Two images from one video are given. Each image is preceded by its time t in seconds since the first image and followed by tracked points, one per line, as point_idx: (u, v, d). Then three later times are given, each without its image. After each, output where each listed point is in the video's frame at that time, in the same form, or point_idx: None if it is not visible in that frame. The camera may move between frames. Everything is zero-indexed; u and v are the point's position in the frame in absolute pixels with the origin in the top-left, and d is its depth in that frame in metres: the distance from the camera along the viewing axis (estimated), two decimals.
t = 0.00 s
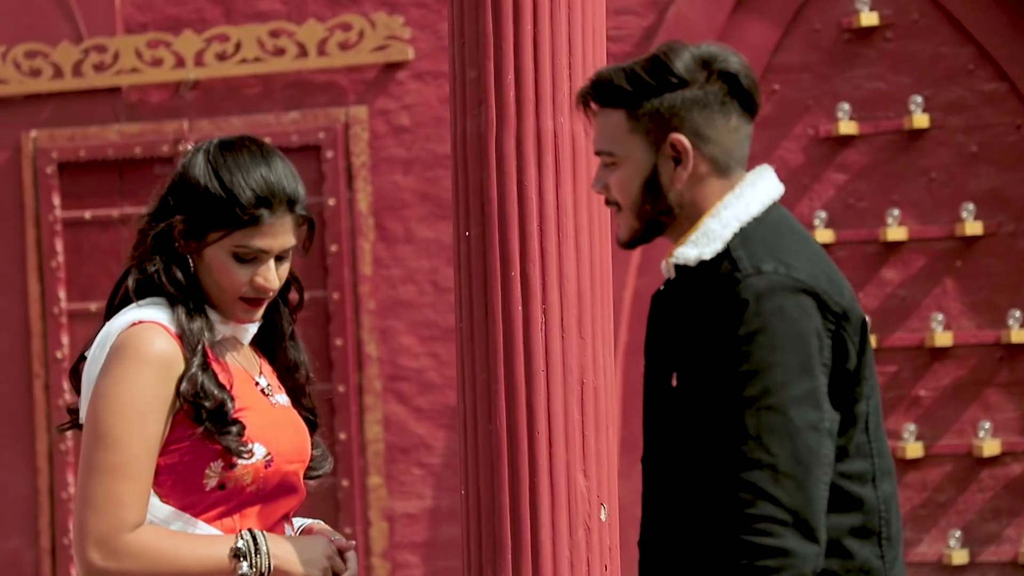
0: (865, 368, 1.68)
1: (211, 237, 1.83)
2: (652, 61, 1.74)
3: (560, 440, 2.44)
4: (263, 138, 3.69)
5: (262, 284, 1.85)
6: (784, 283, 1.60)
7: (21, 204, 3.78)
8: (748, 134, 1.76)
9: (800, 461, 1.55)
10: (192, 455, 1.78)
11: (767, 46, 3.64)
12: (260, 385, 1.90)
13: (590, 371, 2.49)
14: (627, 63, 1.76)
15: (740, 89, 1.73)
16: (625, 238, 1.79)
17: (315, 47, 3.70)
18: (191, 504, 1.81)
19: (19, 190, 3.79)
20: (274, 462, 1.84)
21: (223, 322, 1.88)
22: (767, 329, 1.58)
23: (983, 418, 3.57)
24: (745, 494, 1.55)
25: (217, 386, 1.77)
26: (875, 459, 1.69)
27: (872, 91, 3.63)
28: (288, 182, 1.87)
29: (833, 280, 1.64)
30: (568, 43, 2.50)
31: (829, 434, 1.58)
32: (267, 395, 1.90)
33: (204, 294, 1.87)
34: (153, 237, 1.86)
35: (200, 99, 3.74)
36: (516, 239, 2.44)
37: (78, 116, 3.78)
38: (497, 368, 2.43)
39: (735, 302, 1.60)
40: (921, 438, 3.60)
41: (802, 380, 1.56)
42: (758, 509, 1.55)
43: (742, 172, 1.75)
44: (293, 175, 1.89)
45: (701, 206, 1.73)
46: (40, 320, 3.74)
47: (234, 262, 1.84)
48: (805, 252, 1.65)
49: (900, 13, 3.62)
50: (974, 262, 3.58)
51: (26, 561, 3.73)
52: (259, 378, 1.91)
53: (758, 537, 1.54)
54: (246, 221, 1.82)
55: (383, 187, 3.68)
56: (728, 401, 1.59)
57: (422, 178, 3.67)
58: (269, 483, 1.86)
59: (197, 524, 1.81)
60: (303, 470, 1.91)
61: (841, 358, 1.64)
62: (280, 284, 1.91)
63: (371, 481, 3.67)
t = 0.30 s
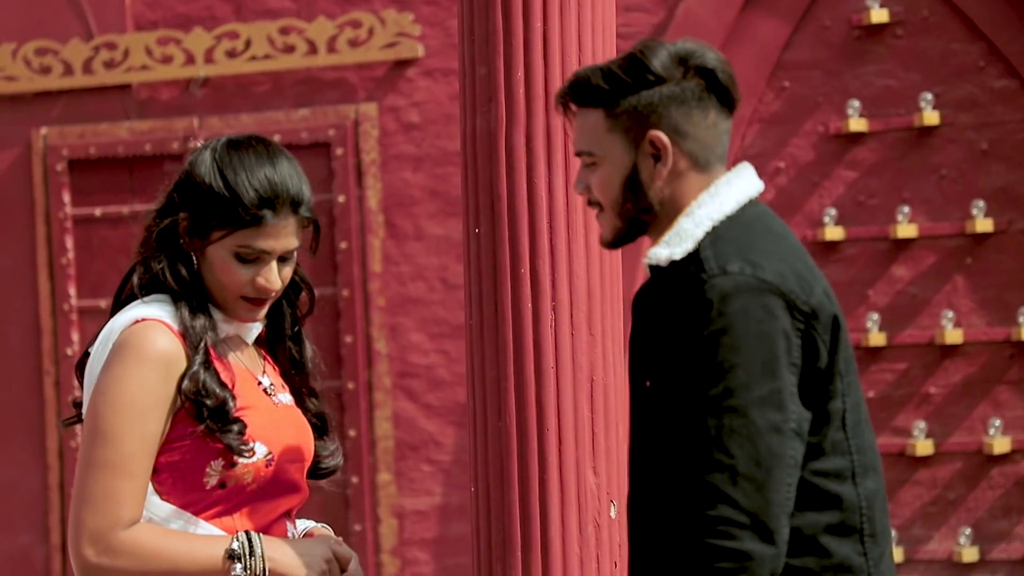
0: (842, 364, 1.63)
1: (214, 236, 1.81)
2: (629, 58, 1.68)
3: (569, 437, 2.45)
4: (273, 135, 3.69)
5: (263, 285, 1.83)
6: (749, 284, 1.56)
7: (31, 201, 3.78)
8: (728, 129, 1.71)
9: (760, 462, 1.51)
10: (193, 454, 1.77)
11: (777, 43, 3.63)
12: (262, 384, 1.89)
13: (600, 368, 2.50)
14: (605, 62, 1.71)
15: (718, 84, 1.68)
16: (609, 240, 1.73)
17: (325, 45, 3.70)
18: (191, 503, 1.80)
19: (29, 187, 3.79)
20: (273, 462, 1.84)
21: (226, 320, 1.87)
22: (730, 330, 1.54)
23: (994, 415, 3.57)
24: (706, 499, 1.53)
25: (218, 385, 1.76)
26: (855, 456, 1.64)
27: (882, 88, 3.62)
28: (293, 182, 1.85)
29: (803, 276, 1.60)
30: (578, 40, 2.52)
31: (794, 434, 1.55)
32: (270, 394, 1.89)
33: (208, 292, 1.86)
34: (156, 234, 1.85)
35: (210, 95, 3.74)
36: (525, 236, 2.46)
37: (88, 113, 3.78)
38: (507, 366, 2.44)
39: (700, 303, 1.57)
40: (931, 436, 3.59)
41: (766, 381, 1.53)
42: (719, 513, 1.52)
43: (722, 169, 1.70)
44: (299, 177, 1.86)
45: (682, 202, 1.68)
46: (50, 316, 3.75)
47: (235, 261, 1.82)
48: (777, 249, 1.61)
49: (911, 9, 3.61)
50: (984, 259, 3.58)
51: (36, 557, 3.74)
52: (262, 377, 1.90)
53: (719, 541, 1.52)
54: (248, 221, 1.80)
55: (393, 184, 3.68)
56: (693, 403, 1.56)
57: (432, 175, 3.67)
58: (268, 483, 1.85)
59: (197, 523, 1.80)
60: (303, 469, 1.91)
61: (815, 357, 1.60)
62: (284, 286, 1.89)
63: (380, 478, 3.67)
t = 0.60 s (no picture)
0: (808, 359, 1.71)
1: (215, 231, 1.82)
2: (594, 62, 1.76)
3: (585, 430, 2.60)
4: (289, 129, 3.69)
5: (264, 281, 1.83)
6: (712, 281, 1.63)
7: (49, 195, 3.78)
8: (691, 131, 1.79)
9: (709, 457, 1.58)
10: (196, 446, 1.78)
11: (794, 37, 3.62)
12: (268, 378, 1.89)
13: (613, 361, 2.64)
14: (569, 66, 1.79)
15: (680, 86, 1.76)
16: (575, 241, 1.81)
17: (341, 39, 3.70)
18: (194, 496, 1.80)
19: (47, 180, 3.79)
20: (278, 455, 1.84)
21: (231, 315, 1.88)
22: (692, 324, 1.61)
23: (1011, 410, 3.56)
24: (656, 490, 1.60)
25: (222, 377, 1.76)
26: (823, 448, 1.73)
27: (900, 83, 3.61)
28: (295, 177, 1.84)
29: (769, 276, 1.67)
30: (593, 37, 2.64)
31: (747, 431, 1.61)
32: (275, 387, 1.89)
33: (211, 287, 1.86)
34: (160, 226, 1.86)
35: (227, 90, 3.74)
36: (541, 232, 2.58)
37: (105, 107, 3.78)
38: (524, 359, 2.58)
39: (665, 297, 1.65)
40: (948, 430, 3.59)
41: (722, 377, 1.60)
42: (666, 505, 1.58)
43: (685, 169, 1.79)
44: (302, 172, 1.86)
45: (648, 203, 1.76)
46: (68, 310, 3.75)
47: (237, 257, 1.82)
48: (742, 249, 1.68)
49: (929, 3, 3.60)
50: (1002, 254, 3.57)
51: (53, 551, 3.74)
52: (268, 371, 1.91)
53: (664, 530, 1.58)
54: (249, 217, 1.80)
55: (409, 179, 3.69)
56: (655, 394, 1.63)
57: (448, 169, 3.67)
58: (273, 476, 1.85)
59: (200, 515, 1.80)
60: (311, 464, 1.91)
61: (780, 354, 1.67)
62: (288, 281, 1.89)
63: (396, 472, 3.67)
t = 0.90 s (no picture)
0: (750, 345, 1.67)
1: (216, 226, 1.86)
2: (553, 54, 1.73)
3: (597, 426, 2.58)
4: (301, 124, 3.69)
5: (263, 277, 1.88)
6: (646, 265, 1.61)
7: (62, 189, 3.79)
8: (646, 122, 1.77)
9: (613, 437, 1.57)
10: (194, 438, 1.84)
11: (807, 32, 3.61)
12: (271, 370, 1.96)
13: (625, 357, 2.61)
14: (525, 59, 1.75)
15: (637, 79, 1.74)
16: (533, 234, 1.76)
17: (353, 34, 3.69)
18: (192, 489, 1.86)
19: (60, 175, 3.79)
20: (276, 448, 1.89)
21: (230, 311, 1.93)
22: (620, 309, 1.60)
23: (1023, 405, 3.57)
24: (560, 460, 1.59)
25: (221, 369, 1.81)
26: (765, 437, 1.68)
27: (913, 77, 3.60)
28: (295, 174, 1.88)
29: (707, 268, 1.63)
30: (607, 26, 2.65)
31: (657, 418, 1.59)
32: (277, 381, 1.95)
33: (211, 281, 1.92)
34: (162, 219, 1.92)
35: (239, 85, 3.74)
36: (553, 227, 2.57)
37: (118, 102, 3.78)
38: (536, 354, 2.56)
39: (603, 276, 1.63)
40: (961, 425, 3.60)
41: (638, 364, 1.57)
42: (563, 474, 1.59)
43: (641, 161, 1.75)
44: (302, 169, 1.89)
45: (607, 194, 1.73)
46: (80, 304, 3.76)
47: (236, 253, 1.87)
48: (687, 238, 1.65)
49: None
50: (1014, 249, 3.57)
51: (65, 544, 3.75)
52: (272, 363, 1.97)
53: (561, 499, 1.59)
54: (248, 214, 1.84)
55: (421, 173, 3.68)
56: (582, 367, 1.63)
57: (460, 164, 3.67)
58: (272, 470, 1.90)
59: (197, 508, 1.86)
60: (311, 457, 1.98)
61: (717, 345, 1.63)
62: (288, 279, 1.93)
63: (408, 467, 3.68)
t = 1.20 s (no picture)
0: (701, 309, 1.80)
1: (221, 220, 1.92)
2: (515, 26, 1.83)
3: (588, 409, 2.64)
4: (318, 118, 3.69)
5: (267, 272, 1.93)
6: (593, 228, 1.74)
7: (79, 182, 3.78)
8: (606, 90, 1.88)
9: (559, 393, 1.71)
10: (201, 429, 1.90)
11: (824, 25, 3.60)
12: (282, 362, 2.01)
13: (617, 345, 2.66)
14: (487, 32, 1.85)
15: (597, 47, 1.85)
16: (500, 203, 1.86)
17: (369, 29, 3.69)
18: (200, 478, 1.92)
19: (78, 170, 3.78)
20: (284, 440, 1.94)
21: (237, 306, 1.99)
22: (566, 270, 1.73)
23: None
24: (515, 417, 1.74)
25: (228, 361, 1.88)
26: (714, 398, 1.81)
27: (930, 70, 3.59)
28: (299, 169, 1.93)
29: (653, 232, 1.76)
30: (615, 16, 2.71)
31: (603, 374, 1.72)
32: (286, 372, 2.01)
33: (218, 275, 1.97)
34: (170, 212, 1.99)
35: (256, 79, 3.73)
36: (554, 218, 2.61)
37: (136, 96, 3.78)
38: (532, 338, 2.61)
39: (554, 240, 1.76)
40: (979, 419, 3.59)
41: (585, 324, 1.71)
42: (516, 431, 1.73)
43: (601, 127, 1.88)
44: (304, 162, 1.94)
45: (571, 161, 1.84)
46: (97, 300, 3.75)
47: (240, 247, 1.92)
48: (637, 203, 1.78)
49: None
50: None
51: (84, 538, 3.76)
52: (283, 355, 2.03)
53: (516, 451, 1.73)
54: (250, 207, 1.89)
55: (437, 167, 3.68)
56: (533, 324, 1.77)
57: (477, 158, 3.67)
58: (281, 461, 1.96)
59: (202, 494, 1.92)
60: (321, 448, 2.03)
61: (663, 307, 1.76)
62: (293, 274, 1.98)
63: (425, 460, 3.67)
